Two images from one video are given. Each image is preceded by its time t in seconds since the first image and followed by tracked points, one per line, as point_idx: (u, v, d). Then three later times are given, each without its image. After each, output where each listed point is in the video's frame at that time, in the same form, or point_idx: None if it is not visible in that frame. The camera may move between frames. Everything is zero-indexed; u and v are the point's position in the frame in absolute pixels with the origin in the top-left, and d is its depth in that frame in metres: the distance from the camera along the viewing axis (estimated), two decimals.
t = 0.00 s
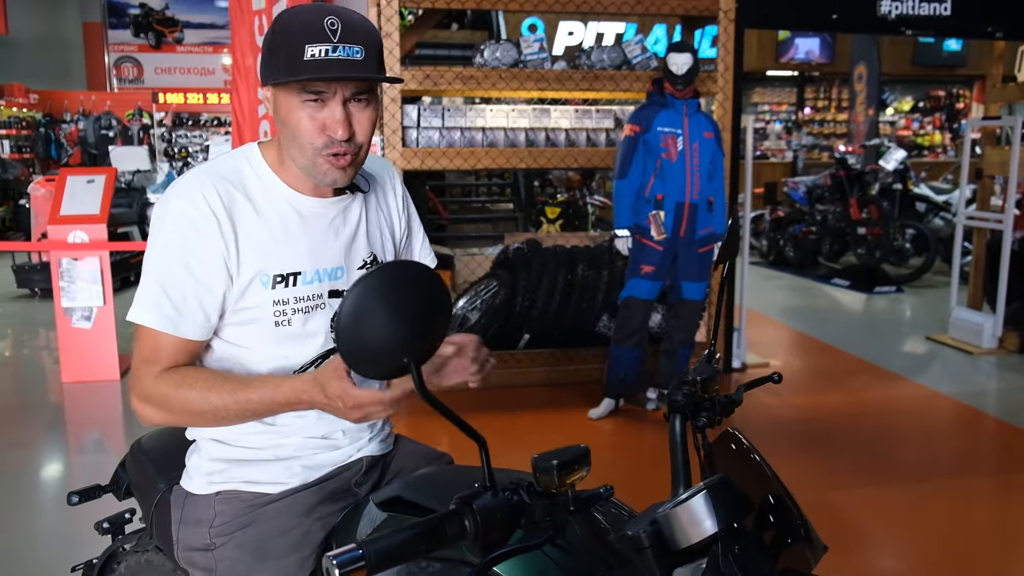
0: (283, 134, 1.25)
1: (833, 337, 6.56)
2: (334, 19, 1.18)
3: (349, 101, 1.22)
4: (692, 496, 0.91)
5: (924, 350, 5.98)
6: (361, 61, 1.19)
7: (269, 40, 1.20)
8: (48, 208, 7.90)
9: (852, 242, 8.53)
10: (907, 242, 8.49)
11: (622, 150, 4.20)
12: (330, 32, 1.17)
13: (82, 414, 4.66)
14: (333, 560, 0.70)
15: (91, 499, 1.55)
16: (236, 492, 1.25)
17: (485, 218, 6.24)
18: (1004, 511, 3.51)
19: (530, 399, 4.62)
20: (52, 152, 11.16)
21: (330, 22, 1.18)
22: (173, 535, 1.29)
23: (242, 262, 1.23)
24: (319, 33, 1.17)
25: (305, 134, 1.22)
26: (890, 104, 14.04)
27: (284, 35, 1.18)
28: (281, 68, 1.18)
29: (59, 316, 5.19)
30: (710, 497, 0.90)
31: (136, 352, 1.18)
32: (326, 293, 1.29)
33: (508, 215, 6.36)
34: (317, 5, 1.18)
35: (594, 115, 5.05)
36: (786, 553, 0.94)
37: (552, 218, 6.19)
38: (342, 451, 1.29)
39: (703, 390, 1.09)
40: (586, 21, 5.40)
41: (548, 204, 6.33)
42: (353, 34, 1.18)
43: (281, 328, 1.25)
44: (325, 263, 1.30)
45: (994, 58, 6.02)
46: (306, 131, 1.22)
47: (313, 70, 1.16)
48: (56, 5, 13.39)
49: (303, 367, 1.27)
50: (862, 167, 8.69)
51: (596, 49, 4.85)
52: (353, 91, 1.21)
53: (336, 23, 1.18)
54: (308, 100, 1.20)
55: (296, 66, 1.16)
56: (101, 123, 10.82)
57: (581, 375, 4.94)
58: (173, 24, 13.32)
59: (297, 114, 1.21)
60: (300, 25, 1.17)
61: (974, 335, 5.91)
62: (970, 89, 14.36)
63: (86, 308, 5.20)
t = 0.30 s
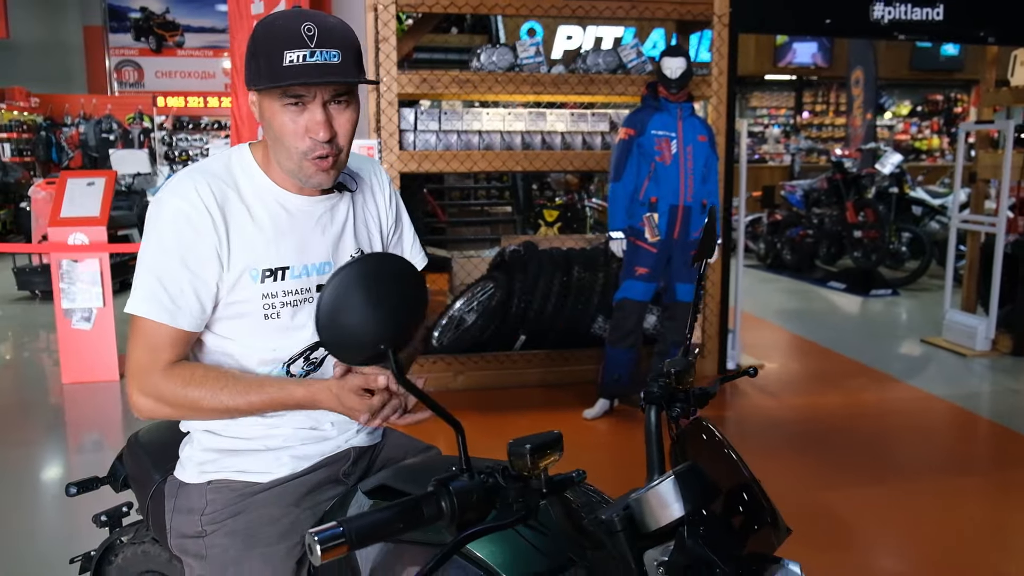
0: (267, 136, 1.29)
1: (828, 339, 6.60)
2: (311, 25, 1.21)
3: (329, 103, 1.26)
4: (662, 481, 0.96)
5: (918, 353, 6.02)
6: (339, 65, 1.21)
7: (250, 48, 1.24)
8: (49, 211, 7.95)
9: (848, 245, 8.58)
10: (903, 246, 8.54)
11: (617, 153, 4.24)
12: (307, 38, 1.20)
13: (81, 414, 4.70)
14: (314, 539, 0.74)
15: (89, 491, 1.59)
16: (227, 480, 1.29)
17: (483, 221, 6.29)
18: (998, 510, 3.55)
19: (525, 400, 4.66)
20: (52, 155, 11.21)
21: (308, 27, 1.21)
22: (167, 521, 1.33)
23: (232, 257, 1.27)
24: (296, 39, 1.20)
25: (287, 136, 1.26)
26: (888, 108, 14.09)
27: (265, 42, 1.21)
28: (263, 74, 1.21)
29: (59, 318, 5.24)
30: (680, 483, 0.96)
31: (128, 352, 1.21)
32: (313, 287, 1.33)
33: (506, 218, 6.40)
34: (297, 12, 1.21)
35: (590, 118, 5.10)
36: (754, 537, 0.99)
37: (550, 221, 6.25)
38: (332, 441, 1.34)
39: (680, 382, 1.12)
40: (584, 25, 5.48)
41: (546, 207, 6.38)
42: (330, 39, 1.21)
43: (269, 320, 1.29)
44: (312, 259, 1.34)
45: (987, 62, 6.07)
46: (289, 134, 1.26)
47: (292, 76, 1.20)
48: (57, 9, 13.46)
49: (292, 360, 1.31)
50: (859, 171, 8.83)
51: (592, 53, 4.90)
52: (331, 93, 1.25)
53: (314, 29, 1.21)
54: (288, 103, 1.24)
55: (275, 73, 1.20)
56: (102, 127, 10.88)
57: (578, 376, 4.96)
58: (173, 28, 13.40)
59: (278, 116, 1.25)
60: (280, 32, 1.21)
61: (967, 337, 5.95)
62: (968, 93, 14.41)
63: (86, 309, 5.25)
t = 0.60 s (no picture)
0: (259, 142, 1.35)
1: (822, 340, 6.66)
2: (300, 38, 1.27)
3: (319, 113, 1.32)
4: (638, 463, 1.01)
5: (912, 353, 6.08)
6: (328, 75, 1.28)
7: (239, 61, 1.29)
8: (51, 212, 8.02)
9: (844, 247, 8.64)
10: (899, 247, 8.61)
11: (612, 155, 4.29)
12: (297, 50, 1.26)
13: (83, 412, 4.77)
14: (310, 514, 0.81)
15: (96, 479, 1.64)
16: (228, 467, 1.35)
17: (482, 222, 6.35)
18: (990, 507, 3.60)
19: (522, 399, 4.70)
20: (54, 157, 11.28)
21: (298, 40, 1.27)
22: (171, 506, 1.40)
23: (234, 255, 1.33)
24: (286, 52, 1.26)
25: (280, 143, 1.33)
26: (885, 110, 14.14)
27: (254, 55, 1.27)
28: (255, 86, 1.27)
29: (61, 317, 5.30)
30: (655, 466, 1.01)
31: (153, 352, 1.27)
32: (307, 283, 1.40)
33: (505, 219, 6.46)
34: (283, 23, 1.27)
35: (586, 121, 5.17)
36: (726, 516, 1.05)
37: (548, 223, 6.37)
38: (327, 430, 1.39)
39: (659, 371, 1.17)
40: (582, 28, 5.54)
41: (544, 209, 6.45)
42: (318, 51, 1.28)
43: (268, 316, 1.35)
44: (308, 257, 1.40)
45: (979, 66, 6.15)
46: (281, 141, 1.32)
47: (284, 88, 1.26)
48: (58, 12, 13.52)
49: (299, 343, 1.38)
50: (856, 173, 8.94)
51: (588, 56, 4.95)
52: (320, 104, 1.32)
53: (303, 42, 1.27)
54: (281, 113, 1.31)
55: (267, 85, 1.26)
56: (103, 129, 10.95)
57: (574, 375, 5.02)
58: (174, 31, 13.49)
59: (270, 125, 1.32)
60: (269, 45, 1.26)
61: (960, 337, 6.01)
62: (966, 96, 14.47)
63: (88, 309, 5.30)
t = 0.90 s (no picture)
0: (268, 146, 1.38)
1: (819, 339, 6.71)
2: (313, 50, 1.28)
3: (330, 124, 1.35)
4: (622, 443, 1.10)
5: (907, 352, 6.14)
6: (340, 87, 1.31)
7: (250, 70, 1.30)
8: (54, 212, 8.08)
9: (840, 247, 8.69)
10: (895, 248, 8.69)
11: (609, 155, 4.36)
12: (310, 63, 1.28)
13: (86, 409, 4.82)
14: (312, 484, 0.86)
15: (104, 466, 1.70)
16: (232, 453, 1.41)
17: (481, 222, 6.41)
18: (985, 503, 3.65)
19: (520, 395, 4.74)
20: (55, 158, 11.34)
21: (311, 52, 1.28)
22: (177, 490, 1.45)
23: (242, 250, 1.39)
24: (300, 65, 1.27)
25: (289, 150, 1.35)
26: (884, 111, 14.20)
27: (266, 66, 1.28)
28: (268, 97, 1.29)
29: (64, 315, 5.36)
30: (637, 445, 1.09)
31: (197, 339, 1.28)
32: (306, 277, 1.46)
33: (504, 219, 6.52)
34: (295, 33, 1.28)
35: (583, 121, 5.22)
36: (705, 495, 1.10)
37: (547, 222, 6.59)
38: (327, 419, 1.45)
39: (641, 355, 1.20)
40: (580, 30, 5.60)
41: (543, 209, 6.53)
42: (330, 63, 1.29)
43: (267, 307, 1.40)
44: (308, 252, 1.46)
45: (973, 67, 6.21)
46: (291, 148, 1.34)
47: (299, 103, 1.29)
48: (60, 13, 13.59)
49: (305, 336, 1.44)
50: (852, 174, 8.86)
51: (586, 57, 5.02)
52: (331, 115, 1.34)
53: (316, 53, 1.28)
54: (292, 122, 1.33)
55: (282, 98, 1.28)
56: (105, 130, 11.01)
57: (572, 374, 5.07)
58: (175, 32, 13.57)
59: (280, 134, 1.34)
60: (280, 57, 1.27)
61: (954, 336, 6.06)
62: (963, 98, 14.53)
63: (91, 307, 5.36)
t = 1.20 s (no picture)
0: (299, 154, 1.38)
1: (817, 340, 6.75)
2: (354, 64, 1.31)
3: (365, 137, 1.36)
4: (624, 431, 1.13)
5: (904, 352, 6.18)
6: (378, 102, 1.34)
7: (288, 79, 1.31)
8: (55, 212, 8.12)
9: (838, 248, 8.74)
10: (892, 249, 8.74)
11: (607, 156, 4.40)
12: (352, 77, 1.31)
13: (87, 409, 4.86)
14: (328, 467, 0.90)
15: (117, 458, 1.75)
16: (247, 445, 1.43)
17: (480, 223, 6.45)
18: (982, 500, 3.69)
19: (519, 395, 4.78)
20: (55, 159, 11.39)
21: (352, 66, 1.31)
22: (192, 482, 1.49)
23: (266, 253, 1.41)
24: (342, 79, 1.30)
25: (322, 160, 1.36)
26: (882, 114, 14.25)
27: (307, 75, 1.29)
28: (306, 108, 1.31)
29: (67, 315, 5.40)
30: (638, 433, 1.12)
31: (240, 344, 1.33)
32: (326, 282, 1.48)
33: (503, 220, 6.55)
34: (336, 45, 1.30)
35: (582, 123, 5.28)
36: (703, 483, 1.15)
37: (546, 223, 6.43)
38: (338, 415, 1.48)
39: (641, 350, 1.25)
40: (580, 31, 5.65)
41: (542, 210, 6.57)
42: (370, 78, 1.33)
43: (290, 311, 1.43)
44: (329, 255, 1.49)
45: (969, 70, 6.27)
46: (324, 158, 1.35)
47: (340, 116, 1.30)
48: (60, 15, 13.62)
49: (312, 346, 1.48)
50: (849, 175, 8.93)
51: (585, 59, 5.07)
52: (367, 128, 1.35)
53: (357, 68, 1.31)
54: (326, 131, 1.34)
55: (324, 111, 1.30)
56: (104, 131, 11.04)
57: (571, 373, 5.12)
58: (174, 33, 13.63)
59: (314, 144, 1.34)
60: (324, 67, 1.30)
61: (951, 336, 6.12)
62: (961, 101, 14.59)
63: (94, 306, 5.40)
